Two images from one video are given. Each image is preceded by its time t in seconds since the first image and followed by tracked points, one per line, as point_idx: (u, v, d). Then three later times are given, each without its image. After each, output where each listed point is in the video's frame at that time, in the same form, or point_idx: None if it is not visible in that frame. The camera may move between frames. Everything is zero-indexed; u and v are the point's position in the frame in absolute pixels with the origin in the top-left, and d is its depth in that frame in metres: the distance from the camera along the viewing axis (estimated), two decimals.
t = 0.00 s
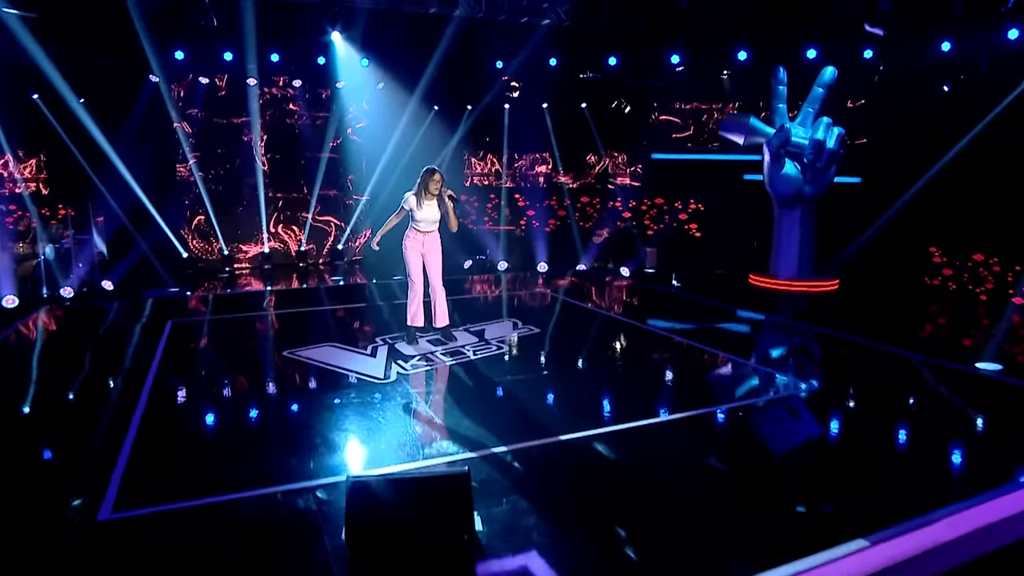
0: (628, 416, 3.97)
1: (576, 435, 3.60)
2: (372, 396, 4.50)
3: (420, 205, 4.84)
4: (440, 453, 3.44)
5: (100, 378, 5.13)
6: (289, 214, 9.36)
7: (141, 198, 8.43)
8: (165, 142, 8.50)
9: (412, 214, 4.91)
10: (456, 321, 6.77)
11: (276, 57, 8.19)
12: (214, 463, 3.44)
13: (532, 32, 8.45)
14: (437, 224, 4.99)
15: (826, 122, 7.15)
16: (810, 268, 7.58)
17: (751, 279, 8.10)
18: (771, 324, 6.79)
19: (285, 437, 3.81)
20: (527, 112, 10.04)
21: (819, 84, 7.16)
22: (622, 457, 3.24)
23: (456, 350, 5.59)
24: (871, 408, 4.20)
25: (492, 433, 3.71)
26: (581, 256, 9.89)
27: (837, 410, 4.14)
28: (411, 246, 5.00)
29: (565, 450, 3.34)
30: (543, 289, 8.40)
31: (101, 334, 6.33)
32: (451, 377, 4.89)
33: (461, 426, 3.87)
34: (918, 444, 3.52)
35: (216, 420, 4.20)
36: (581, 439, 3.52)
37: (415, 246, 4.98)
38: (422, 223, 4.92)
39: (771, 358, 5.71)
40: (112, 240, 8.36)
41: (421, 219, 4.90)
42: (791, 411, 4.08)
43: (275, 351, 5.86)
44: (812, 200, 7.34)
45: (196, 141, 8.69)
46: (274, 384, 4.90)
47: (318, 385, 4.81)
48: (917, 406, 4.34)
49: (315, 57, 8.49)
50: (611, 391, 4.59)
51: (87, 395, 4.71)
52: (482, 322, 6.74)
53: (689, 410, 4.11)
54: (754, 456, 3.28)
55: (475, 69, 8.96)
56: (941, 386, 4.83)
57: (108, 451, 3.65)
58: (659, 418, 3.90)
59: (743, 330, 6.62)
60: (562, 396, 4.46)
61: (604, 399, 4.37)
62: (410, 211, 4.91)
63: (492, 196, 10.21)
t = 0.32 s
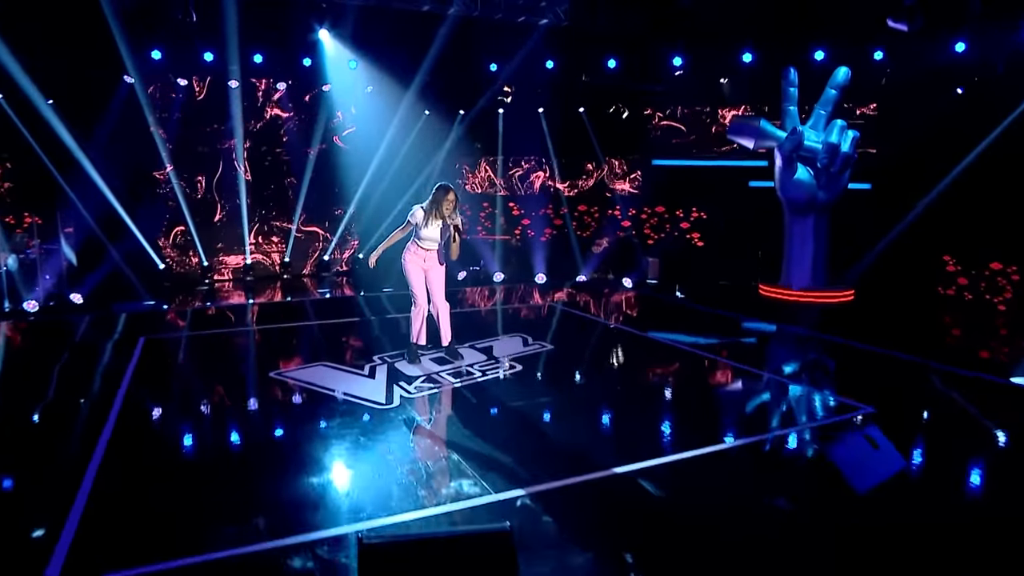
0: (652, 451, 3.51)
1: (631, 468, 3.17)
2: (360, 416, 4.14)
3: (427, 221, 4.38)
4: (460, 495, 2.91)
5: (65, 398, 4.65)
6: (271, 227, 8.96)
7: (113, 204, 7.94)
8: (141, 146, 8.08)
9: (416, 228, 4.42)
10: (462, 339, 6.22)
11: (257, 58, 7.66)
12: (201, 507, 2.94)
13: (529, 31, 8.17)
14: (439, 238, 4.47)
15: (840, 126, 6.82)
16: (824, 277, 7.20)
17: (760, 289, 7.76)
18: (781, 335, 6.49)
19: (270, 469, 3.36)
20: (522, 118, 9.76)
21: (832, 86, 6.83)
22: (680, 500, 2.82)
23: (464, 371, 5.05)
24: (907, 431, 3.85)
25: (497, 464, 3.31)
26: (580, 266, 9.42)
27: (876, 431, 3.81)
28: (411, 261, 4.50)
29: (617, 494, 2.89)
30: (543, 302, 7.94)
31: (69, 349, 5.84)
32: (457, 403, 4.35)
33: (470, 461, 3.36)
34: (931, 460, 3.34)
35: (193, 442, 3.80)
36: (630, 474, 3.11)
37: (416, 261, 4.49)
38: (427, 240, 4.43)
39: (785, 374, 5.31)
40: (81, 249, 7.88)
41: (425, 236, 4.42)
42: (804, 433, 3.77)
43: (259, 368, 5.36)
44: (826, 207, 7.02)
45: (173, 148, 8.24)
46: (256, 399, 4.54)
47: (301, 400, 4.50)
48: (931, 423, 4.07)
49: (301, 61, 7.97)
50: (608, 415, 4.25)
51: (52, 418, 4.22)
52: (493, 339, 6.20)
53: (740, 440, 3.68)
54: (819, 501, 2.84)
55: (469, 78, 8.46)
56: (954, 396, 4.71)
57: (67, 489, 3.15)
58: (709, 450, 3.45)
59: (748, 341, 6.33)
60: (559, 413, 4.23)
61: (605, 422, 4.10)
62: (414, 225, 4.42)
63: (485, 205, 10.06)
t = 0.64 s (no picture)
0: (691, 484, 3.08)
1: (674, 514, 2.73)
2: (343, 440, 3.77)
3: (430, 210, 3.94)
4: (499, 546, 2.50)
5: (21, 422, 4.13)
6: (248, 240, 8.44)
7: (78, 211, 7.38)
8: (111, 150, 7.55)
9: (417, 220, 3.98)
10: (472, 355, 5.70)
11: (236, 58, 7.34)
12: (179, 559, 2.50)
13: (524, 31, 7.74)
14: (445, 232, 4.03)
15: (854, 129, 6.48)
16: (838, 289, 6.86)
17: (771, 301, 7.40)
18: (791, 348, 6.11)
19: (252, 510, 2.90)
20: (515, 122, 9.30)
21: (843, 86, 6.53)
22: (751, 551, 2.41)
23: (474, 394, 4.55)
24: (961, 450, 3.48)
25: (515, 507, 2.87)
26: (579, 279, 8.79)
27: (933, 455, 3.40)
28: (412, 261, 4.07)
29: (675, 544, 2.48)
30: (533, 316, 7.45)
31: (28, 368, 5.30)
32: (465, 430, 3.88)
33: (490, 504, 2.91)
34: (1008, 492, 2.93)
35: (165, 468, 3.40)
36: (681, 521, 2.67)
37: (419, 258, 4.06)
38: (430, 231, 3.97)
39: (799, 390, 4.92)
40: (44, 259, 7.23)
41: (428, 227, 3.96)
42: (821, 456, 3.43)
43: (239, 388, 4.86)
44: (840, 213, 6.68)
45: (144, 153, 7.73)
46: (233, 421, 4.14)
47: (281, 420, 4.13)
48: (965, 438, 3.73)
49: (282, 60, 7.59)
50: (607, 435, 3.84)
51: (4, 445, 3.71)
52: (501, 356, 5.68)
53: (800, 471, 3.21)
54: (909, 545, 2.45)
55: (461, 76, 8.12)
56: (966, 406, 4.38)
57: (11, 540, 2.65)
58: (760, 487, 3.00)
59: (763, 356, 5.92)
60: (553, 435, 3.82)
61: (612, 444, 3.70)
62: (415, 217, 3.99)
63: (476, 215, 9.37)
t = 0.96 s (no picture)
0: (744, 525, 2.67)
1: (754, 567, 2.33)
2: (326, 461, 3.40)
3: (434, 223, 3.50)
4: None
5: None
6: (226, 251, 7.95)
7: (35, 213, 6.56)
8: (76, 153, 7.02)
9: (420, 234, 3.55)
10: (480, 373, 5.19)
11: (213, 57, 6.76)
12: None
13: (520, 31, 7.38)
14: (450, 250, 3.59)
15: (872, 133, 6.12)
16: (855, 302, 6.52)
17: (783, 314, 7.05)
18: (806, 365, 5.62)
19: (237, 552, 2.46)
20: (508, 128, 9.12)
21: (858, 90, 6.21)
22: None
23: (495, 419, 4.04)
24: None
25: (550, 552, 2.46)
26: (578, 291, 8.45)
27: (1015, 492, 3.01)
28: (413, 280, 3.61)
29: None
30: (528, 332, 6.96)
31: None
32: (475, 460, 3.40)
33: (502, 557, 2.41)
34: None
35: (129, 499, 2.95)
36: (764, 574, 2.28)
37: (421, 277, 3.61)
38: (433, 248, 3.54)
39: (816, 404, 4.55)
40: None
41: (431, 243, 3.52)
42: (835, 477, 3.21)
43: (217, 410, 4.37)
44: (856, 222, 6.36)
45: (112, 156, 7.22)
46: (208, 445, 3.66)
47: (259, 441, 3.70)
48: None
49: (262, 60, 7.02)
50: (632, 462, 3.41)
51: None
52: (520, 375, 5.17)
53: (882, 509, 2.82)
54: None
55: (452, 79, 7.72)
56: (994, 424, 4.11)
57: None
58: (839, 533, 2.58)
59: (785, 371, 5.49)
60: (551, 460, 3.39)
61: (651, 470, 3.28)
62: (418, 230, 3.56)
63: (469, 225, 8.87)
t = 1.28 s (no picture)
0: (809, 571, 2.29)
1: None
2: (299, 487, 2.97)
3: (446, 227, 3.11)
4: None
5: None
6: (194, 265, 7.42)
7: None
8: (26, 156, 6.45)
9: (427, 237, 3.15)
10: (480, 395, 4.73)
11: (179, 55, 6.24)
12: None
13: (510, 32, 7.04)
14: (462, 257, 3.19)
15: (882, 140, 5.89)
16: (866, 316, 6.21)
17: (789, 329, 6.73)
18: (818, 381, 5.21)
19: None
20: (493, 136, 8.44)
21: (868, 93, 5.93)
22: None
23: (517, 449, 3.52)
24: None
25: None
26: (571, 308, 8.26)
27: None
28: (419, 290, 3.19)
29: None
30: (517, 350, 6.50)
31: None
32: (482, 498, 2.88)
33: None
34: None
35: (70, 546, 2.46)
36: None
37: (427, 287, 3.19)
38: (443, 254, 3.13)
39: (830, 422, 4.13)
40: None
41: (439, 248, 3.12)
42: (844, 497, 2.88)
43: (184, 435, 3.87)
44: (866, 232, 6.06)
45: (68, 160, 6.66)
46: (170, 472, 3.18)
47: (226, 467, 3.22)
48: None
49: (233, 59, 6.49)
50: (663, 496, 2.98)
51: None
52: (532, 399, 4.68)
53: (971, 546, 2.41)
54: None
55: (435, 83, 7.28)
56: (1005, 436, 3.84)
57: None
58: None
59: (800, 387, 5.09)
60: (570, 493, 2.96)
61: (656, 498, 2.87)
62: (425, 234, 3.17)
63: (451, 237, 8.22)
